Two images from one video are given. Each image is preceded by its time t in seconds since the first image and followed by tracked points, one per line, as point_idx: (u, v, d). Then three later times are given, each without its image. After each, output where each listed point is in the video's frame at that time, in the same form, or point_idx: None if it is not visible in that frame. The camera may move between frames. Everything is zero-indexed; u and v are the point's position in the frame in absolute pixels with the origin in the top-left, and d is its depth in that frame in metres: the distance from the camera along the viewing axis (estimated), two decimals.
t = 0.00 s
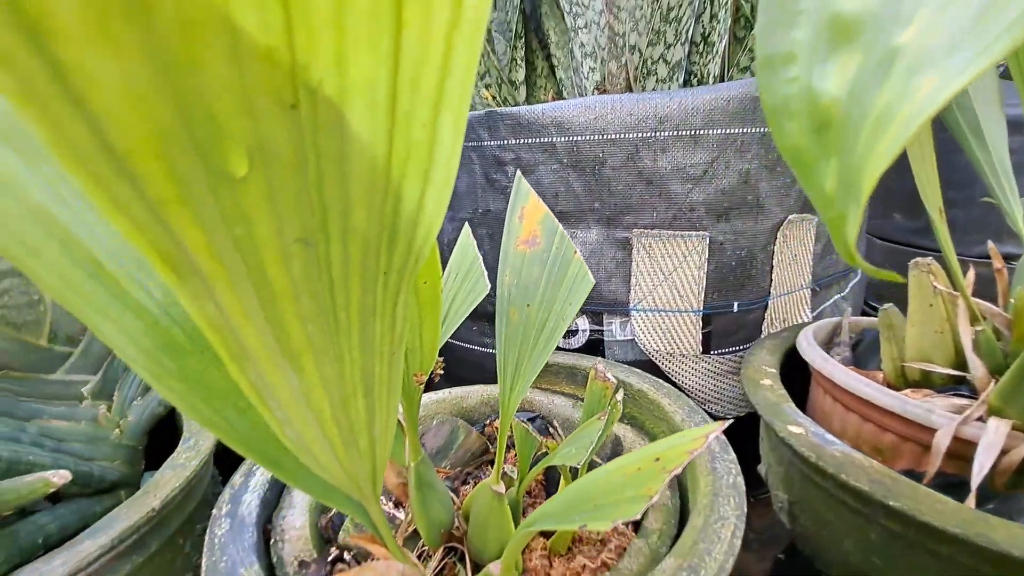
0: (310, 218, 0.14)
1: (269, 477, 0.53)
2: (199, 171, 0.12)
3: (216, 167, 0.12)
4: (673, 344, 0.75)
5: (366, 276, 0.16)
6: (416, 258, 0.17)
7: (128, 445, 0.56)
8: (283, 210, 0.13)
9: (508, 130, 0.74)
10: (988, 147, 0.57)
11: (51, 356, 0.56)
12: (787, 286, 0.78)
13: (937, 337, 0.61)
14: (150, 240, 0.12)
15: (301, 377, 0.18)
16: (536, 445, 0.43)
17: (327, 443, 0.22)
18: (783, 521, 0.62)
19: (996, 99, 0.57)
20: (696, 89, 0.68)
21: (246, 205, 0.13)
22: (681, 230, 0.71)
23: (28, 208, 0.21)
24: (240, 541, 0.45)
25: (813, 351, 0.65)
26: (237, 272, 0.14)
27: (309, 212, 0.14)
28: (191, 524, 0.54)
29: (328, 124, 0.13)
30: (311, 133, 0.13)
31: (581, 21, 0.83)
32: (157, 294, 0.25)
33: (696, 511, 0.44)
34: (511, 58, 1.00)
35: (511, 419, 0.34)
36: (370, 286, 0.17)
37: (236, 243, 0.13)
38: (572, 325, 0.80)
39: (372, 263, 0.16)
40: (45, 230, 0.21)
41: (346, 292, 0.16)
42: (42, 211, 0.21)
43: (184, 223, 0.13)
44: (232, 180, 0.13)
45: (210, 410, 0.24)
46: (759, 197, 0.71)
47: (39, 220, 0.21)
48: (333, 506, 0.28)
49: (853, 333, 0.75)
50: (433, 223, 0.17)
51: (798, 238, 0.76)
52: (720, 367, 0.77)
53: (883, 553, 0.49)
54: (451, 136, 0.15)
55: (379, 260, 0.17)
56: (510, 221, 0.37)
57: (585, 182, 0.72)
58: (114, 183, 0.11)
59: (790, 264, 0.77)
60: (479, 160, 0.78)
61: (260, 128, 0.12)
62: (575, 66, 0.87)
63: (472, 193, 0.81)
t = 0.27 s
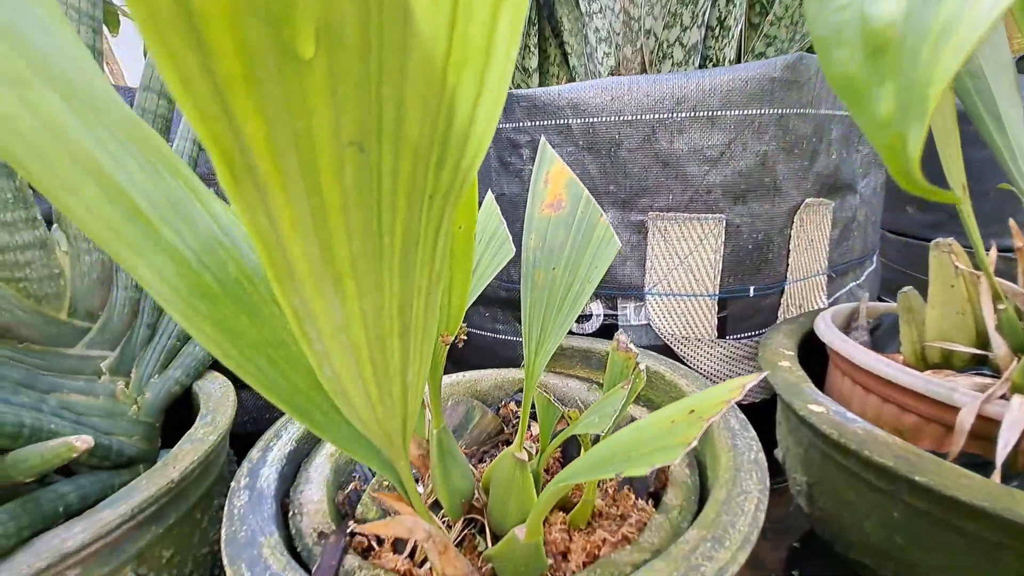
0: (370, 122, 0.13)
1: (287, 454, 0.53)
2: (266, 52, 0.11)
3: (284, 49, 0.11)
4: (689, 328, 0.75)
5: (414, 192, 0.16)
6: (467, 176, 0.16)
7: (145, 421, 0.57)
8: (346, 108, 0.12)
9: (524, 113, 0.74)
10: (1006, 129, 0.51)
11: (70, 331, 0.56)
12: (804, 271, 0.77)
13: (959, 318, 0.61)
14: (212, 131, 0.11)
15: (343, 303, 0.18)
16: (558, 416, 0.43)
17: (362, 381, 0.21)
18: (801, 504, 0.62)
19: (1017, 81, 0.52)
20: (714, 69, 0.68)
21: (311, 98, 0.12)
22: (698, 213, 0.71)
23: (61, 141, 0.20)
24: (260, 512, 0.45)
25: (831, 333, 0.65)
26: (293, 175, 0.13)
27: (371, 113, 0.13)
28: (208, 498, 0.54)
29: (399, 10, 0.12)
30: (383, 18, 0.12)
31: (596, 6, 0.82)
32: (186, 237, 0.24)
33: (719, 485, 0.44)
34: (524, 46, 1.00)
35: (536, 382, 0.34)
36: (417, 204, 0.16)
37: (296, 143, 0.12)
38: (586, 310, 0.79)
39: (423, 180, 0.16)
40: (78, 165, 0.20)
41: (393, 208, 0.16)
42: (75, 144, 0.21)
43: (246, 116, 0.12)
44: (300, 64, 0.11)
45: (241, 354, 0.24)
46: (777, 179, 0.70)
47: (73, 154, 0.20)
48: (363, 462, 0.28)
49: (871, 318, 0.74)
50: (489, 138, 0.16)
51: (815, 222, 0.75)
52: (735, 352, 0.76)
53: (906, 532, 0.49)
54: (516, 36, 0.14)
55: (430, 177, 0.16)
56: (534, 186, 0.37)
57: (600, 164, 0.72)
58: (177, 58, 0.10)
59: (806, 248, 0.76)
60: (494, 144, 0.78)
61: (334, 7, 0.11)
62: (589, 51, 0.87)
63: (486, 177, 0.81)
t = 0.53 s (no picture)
0: (413, 82, 0.13)
1: (296, 444, 0.53)
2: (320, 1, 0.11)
3: None
4: (697, 323, 0.74)
5: (450, 160, 0.16)
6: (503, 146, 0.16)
7: (155, 412, 0.57)
8: (390, 66, 0.12)
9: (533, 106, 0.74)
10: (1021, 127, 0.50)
11: (80, 320, 0.56)
12: (813, 267, 0.77)
13: (971, 313, 0.60)
14: (259, 82, 0.11)
15: (373, 274, 0.18)
16: (571, 406, 0.42)
17: (388, 360, 0.21)
18: (811, 499, 0.61)
19: None
20: (725, 63, 0.68)
21: (356, 53, 0.12)
22: (708, 207, 0.70)
23: (85, 111, 0.20)
24: (270, 501, 0.44)
25: (842, 329, 0.64)
26: (334, 133, 0.13)
27: (415, 73, 0.13)
28: (217, 489, 0.54)
29: None
30: None
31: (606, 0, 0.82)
32: (207, 212, 0.24)
33: (732, 477, 0.44)
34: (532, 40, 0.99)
35: (553, 367, 0.34)
36: (452, 174, 0.16)
37: (339, 99, 0.13)
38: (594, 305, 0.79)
39: (459, 148, 0.16)
40: (102, 136, 0.20)
41: (429, 176, 0.16)
42: (99, 115, 0.20)
43: (293, 68, 0.12)
44: (352, 14, 0.11)
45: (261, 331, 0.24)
46: (787, 174, 0.70)
47: (97, 125, 0.20)
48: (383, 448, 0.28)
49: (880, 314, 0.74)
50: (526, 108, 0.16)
51: (825, 218, 0.75)
52: (744, 347, 0.76)
53: (919, 527, 0.48)
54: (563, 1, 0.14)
55: (467, 146, 0.16)
56: (551, 173, 0.38)
57: (610, 158, 0.71)
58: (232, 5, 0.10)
59: (816, 244, 0.76)
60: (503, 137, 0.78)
61: None
62: (598, 46, 0.87)
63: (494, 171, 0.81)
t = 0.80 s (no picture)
0: (437, 87, 0.14)
1: (304, 442, 0.54)
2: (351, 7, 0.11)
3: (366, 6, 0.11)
4: (702, 326, 0.74)
5: (468, 162, 0.16)
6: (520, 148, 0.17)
7: (164, 409, 0.57)
8: (415, 69, 0.13)
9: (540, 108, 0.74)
10: None
11: (91, 318, 0.57)
12: (818, 271, 0.77)
13: (977, 317, 0.61)
14: (289, 84, 0.12)
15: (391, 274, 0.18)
16: (578, 406, 0.43)
17: (402, 359, 0.22)
18: (815, 502, 0.62)
19: None
20: (732, 67, 0.68)
21: (384, 59, 0.12)
22: (713, 210, 0.71)
23: (107, 111, 0.20)
24: (279, 497, 0.45)
25: (847, 332, 0.65)
26: (358, 135, 0.14)
27: (438, 78, 0.13)
28: (225, 486, 0.55)
29: None
30: None
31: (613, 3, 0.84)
32: (225, 211, 0.25)
33: (737, 478, 0.44)
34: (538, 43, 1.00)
35: (561, 368, 0.34)
36: (470, 176, 0.17)
37: (365, 102, 0.13)
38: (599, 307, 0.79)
39: (478, 151, 0.16)
40: (123, 136, 0.21)
41: (447, 178, 0.16)
42: (120, 115, 0.21)
43: (323, 71, 0.12)
44: (381, 19, 0.12)
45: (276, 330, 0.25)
46: (793, 177, 0.70)
47: (119, 125, 0.21)
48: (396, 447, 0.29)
49: (885, 318, 0.74)
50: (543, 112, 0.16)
51: (831, 221, 0.75)
52: (749, 350, 0.76)
53: (923, 530, 0.49)
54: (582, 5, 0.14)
55: (485, 149, 0.16)
56: (560, 176, 0.38)
57: (616, 160, 0.72)
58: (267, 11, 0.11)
59: (821, 247, 0.76)
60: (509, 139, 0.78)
61: None
62: (606, 48, 0.89)
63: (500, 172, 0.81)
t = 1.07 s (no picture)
0: (473, 67, 0.14)
1: (316, 435, 0.54)
2: None
3: None
4: (712, 323, 0.74)
5: (499, 145, 0.16)
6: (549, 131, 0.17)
7: (178, 400, 0.58)
8: (453, 50, 0.13)
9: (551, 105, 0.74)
10: None
11: (107, 309, 0.57)
12: (829, 269, 0.77)
13: (990, 316, 0.60)
14: (332, 60, 0.12)
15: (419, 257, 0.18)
16: (591, 399, 0.43)
17: (426, 344, 0.22)
18: (826, 500, 0.61)
19: None
20: (744, 64, 0.68)
21: (426, 39, 0.13)
22: (724, 207, 0.71)
23: (139, 99, 0.21)
24: (293, 488, 0.45)
25: (859, 330, 0.64)
26: (395, 115, 0.14)
27: (475, 59, 0.14)
28: (237, 478, 0.55)
29: None
30: None
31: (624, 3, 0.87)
32: (251, 198, 0.25)
33: (750, 473, 0.44)
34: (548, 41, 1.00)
35: (577, 359, 0.34)
36: (499, 159, 0.17)
37: (404, 82, 0.13)
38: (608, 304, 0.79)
39: (508, 133, 0.16)
40: (154, 124, 0.21)
41: (478, 160, 0.16)
42: (151, 104, 0.21)
43: (365, 50, 0.12)
44: None
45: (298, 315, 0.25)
46: (805, 175, 0.70)
47: (151, 114, 0.21)
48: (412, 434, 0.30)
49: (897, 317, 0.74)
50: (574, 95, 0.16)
51: (842, 219, 0.75)
52: (759, 348, 0.76)
53: (936, 527, 0.48)
54: None
55: (515, 131, 0.16)
56: (575, 168, 0.38)
57: (627, 158, 0.72)
58: None
59: (832, 246, 0.76)
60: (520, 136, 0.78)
61: None
62: (618, 45, 0.91)
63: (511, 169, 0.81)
